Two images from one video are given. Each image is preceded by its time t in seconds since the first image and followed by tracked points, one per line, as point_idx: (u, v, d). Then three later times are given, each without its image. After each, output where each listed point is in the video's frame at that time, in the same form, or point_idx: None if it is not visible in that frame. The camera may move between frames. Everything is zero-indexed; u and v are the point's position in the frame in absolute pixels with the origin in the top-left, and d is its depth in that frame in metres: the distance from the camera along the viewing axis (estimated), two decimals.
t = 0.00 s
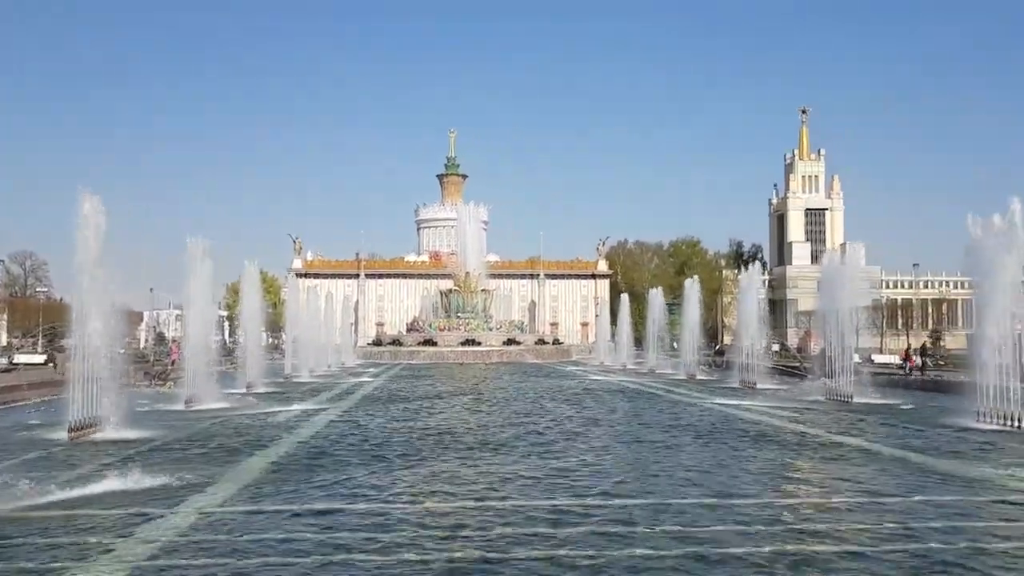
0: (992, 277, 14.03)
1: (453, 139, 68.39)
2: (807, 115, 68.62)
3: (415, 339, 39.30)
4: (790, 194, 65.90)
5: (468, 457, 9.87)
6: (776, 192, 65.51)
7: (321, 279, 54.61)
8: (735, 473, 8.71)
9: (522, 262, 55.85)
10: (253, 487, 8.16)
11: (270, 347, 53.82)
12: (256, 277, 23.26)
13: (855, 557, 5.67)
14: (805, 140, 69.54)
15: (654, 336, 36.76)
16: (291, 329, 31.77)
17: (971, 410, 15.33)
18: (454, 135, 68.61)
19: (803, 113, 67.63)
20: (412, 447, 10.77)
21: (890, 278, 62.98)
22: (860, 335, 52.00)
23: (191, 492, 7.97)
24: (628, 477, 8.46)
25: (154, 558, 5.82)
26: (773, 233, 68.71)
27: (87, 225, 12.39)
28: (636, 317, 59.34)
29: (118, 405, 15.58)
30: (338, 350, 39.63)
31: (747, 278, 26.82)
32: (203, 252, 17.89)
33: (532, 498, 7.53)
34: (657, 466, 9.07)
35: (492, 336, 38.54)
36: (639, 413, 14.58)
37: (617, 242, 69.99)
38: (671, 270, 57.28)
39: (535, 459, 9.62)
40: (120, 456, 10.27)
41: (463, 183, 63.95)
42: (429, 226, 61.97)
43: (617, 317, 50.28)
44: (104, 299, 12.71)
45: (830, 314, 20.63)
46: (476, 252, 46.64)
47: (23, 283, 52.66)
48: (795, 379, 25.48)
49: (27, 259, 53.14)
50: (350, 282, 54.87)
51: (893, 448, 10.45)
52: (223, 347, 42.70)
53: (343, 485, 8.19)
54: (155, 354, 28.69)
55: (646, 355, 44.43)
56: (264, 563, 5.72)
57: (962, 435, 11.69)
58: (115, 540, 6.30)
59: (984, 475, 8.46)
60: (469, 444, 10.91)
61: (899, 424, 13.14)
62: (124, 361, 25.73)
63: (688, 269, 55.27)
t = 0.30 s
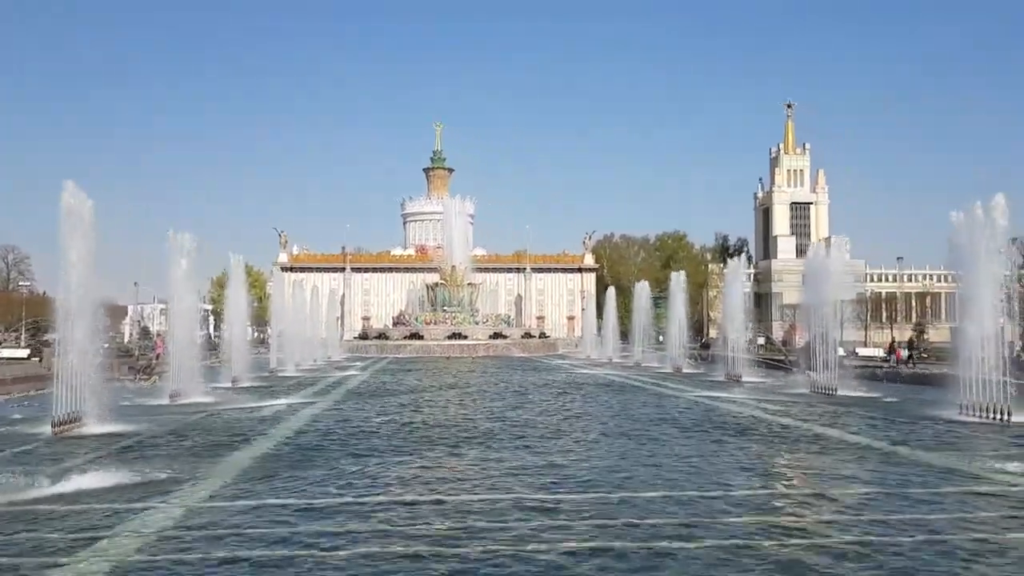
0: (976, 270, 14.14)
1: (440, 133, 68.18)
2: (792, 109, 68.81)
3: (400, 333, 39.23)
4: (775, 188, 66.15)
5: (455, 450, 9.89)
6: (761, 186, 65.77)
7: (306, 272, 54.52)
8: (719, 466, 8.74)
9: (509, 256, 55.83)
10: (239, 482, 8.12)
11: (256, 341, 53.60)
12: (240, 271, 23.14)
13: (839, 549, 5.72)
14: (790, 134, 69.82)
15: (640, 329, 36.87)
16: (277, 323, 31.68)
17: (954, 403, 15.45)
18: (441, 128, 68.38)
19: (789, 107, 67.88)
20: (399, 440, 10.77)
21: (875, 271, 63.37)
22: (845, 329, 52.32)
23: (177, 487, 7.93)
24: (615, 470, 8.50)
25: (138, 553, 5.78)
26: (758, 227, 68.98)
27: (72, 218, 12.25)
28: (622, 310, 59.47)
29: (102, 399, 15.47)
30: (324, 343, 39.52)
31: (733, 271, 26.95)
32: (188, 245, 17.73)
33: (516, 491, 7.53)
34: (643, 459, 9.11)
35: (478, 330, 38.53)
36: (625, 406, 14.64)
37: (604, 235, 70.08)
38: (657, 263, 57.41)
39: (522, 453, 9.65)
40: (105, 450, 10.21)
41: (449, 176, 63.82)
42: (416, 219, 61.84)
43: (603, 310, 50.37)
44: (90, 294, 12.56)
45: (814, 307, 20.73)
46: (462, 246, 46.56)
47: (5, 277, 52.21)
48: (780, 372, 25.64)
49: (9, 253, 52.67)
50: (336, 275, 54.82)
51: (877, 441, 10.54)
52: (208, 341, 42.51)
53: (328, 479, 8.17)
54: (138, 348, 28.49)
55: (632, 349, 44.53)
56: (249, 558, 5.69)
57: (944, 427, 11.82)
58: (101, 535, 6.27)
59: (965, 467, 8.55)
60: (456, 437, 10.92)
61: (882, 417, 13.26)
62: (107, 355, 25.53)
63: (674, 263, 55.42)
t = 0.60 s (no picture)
0: (964, 269, 14.21)
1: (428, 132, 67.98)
2: (780, 109, 69.08)
3: (389, 333, 39.19)
4: (763, 188, 66.43)
5: (444, 450, 9.87)
6: (749, 186, 66.04)
7: (294, 272, 54.35)
8: (709, 465, 8.76)
9: (497, 256, 55.82)
10: (227, 482, 8.08)
11: (243, 341, 53.42)
12: (228, 270, 23.01)
13: (829, 549, 5.73)
14: (778, 134, 70.11)
15: (629, 329, 36.95)
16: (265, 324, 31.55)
17: (940, 402, 15.52)
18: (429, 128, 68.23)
19: (776, 107, 68.17)
20: (388, 440, 10.73)
21: (861, 272, 63.77)
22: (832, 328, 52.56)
23: (165, 487, 7.88)
24: (604, 469, 8.49)
25: (126, 554, 5.75)
26: (746, 227, 69.26)
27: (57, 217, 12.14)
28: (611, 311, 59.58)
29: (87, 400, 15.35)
30: (312, 343, 39.42)
31: (721, 270, 27.05)
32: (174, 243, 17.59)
33: (506, 491, 7.53)
34: (632, 459, 9.13)
35: (467, 330, 38.51)
36: (613, 406, 14.66)
37: (593, 235, 70.14)
38: (646, 263, 57.53)
39: (511, 452, 9.63)
40: (90, 451, 10.11)
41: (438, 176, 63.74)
42: (404, 219, 61.75)
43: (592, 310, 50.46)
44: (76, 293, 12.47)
45: (803, 307, 20.76)
46: (451, 246, 46.53)
47: None
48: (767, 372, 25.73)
49: None
50: (324, 275, 54.67)
51: (865, 440, 10.58)
52: (195, 341, 42.33)
53: (318, 480, 8.13)
54: (124, 348, 28.32)
55: (621, 349, 44.61)
56: (238, 558, 5.66)
57: (931, 427, 11.89)
58: (85, 536, 6.19)
59: (950, 466, 8.61)
60: (444, 437, 10.92)
61: (871, 416, 13.33)
62: (93, 356, 25.36)
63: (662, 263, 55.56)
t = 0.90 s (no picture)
0: (958, 270, 14.22)
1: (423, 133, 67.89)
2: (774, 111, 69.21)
3: (383, 334, 39.16)
4: (757, 190, 66.54)
5: (438, 450, 9.89)
6: (744, 187, 66.16)
7: (289, 273, 54.29)
8: (703, 466, 8.75)
9: (492, 257, 55.82)
10: (220, 484, 8.05)
11: (238, 342, 53.34)
12: (222, 271, 22.99)
13: (821, 548, 5.76)
14: (773, 135, 70.24)
15: (624, 330, 37.00)
16: (260, 324, 31.51)
17: (935, 404, 15.55)
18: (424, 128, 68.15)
19: (771, 108, 68.30)
20: (381, 441, 10.74)
21: (855, 273, 63.90)
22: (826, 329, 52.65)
23: (157, 488, 7.85)
24: (597, 470, 8.52)
25: (117, 555, 5.72)
26: (741, 228, 69.35)
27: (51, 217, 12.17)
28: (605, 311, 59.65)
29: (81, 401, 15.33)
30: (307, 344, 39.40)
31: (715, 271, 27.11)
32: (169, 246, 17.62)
33: (499, 492, 7.54)
34: (624, 459, 9.16)
35: (462, 330, 38.50)
36: (607, 407, 14.69)
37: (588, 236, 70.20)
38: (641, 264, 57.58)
39: (504, 453, 9.65)
40: (83, 452, 10.10)
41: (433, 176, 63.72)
42: (399, 220, 61.70)
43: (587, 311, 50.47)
44: (71, 294, 12.47)
45: (796, 309, 20.80)
46: (446, 247, 46.54)
47: None
48: (761, 373, 25.79)
49: None
50: (318, 276, 54.64)
51: (857, 441, 10.61)
52: (189, 342, 42.29)
53: (311, 481, 8.11)
54: (118, 349, 28.26)
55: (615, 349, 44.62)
56: (228, 560, 5.64)
57: (923, 428, 11.93)
58: (78, 537, 6.19)
59: (942, 467, 8.65)
60: (437, 438, 10.93)
61: (864, 417, 13.38)
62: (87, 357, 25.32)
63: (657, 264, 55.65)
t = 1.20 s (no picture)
0: (949, 266, 14.31)
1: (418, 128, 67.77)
2: (768, 107, 69.44)
3: (377, 330, 39.12)
4: (751, 186, 66.66)
5: (432, 446, 9.90)
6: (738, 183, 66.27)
7: (282, 269, 54.23)
8: (698, 462, 8.76)
9: (486, 253, 55.81)
10: (215, 480, 8.03)
11: (232, 338, 53.26)
12: (215, 267, 22.92)
13: (812, 543, 5.78)
14: (767, 131, 70.35)
15: (618, 325, 37.08)
16: (254, 320, 31.47)
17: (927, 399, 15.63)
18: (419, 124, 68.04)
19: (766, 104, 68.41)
20: (376, 437, 10.75)
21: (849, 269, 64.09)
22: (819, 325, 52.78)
23: (152, 485, 7.82)
24: (590, 465, 8.54)
25: (111, 553, 5.68)
26: (735, 224, 69.47)
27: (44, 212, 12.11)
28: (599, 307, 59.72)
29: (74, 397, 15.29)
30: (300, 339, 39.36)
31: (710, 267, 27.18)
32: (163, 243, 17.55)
33: (494, 487, 7.55)
34: (618, 455, 9.18)
35: (456, 326, 38.51)
36: (602, 402, 14.72)
37: (582, 232, 70.23)
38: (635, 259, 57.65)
39: (498, 449, 9.67)
40: (76, 448, 10.07)
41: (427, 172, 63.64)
42: (394, 216, 61.63)
43: (581, 308, 50.54)
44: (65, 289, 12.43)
45: (790, 304, 20.86)
46: (440, 243, 46.51)
47: None
48: (755, 368, 25.89)
49: None
50: (312, 272, 54.57)
51: (850, 436, 10.65)
52: (182, 338, 42.19)
53: (306, 477, 8.09)
54: (111, 345, 28.20)
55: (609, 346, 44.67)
56: (222, 556, 5.62)
57: (916, 423, 11.98)
58: (70, 534, 6.17)
59: (933, 462, 8.69)
60: (432, 433, 10.94)
61: (858, 412, 13.43)
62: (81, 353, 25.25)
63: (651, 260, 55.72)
